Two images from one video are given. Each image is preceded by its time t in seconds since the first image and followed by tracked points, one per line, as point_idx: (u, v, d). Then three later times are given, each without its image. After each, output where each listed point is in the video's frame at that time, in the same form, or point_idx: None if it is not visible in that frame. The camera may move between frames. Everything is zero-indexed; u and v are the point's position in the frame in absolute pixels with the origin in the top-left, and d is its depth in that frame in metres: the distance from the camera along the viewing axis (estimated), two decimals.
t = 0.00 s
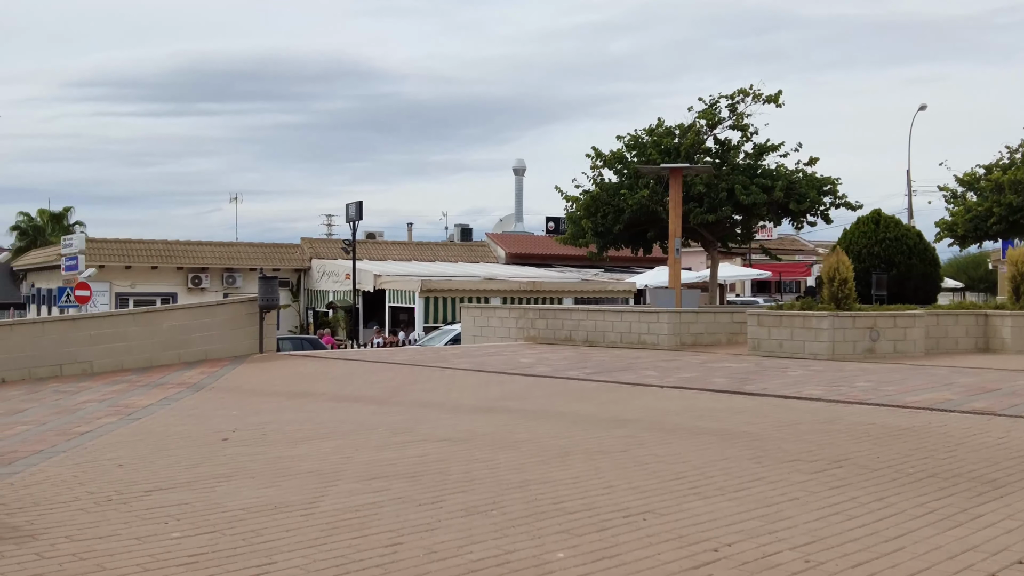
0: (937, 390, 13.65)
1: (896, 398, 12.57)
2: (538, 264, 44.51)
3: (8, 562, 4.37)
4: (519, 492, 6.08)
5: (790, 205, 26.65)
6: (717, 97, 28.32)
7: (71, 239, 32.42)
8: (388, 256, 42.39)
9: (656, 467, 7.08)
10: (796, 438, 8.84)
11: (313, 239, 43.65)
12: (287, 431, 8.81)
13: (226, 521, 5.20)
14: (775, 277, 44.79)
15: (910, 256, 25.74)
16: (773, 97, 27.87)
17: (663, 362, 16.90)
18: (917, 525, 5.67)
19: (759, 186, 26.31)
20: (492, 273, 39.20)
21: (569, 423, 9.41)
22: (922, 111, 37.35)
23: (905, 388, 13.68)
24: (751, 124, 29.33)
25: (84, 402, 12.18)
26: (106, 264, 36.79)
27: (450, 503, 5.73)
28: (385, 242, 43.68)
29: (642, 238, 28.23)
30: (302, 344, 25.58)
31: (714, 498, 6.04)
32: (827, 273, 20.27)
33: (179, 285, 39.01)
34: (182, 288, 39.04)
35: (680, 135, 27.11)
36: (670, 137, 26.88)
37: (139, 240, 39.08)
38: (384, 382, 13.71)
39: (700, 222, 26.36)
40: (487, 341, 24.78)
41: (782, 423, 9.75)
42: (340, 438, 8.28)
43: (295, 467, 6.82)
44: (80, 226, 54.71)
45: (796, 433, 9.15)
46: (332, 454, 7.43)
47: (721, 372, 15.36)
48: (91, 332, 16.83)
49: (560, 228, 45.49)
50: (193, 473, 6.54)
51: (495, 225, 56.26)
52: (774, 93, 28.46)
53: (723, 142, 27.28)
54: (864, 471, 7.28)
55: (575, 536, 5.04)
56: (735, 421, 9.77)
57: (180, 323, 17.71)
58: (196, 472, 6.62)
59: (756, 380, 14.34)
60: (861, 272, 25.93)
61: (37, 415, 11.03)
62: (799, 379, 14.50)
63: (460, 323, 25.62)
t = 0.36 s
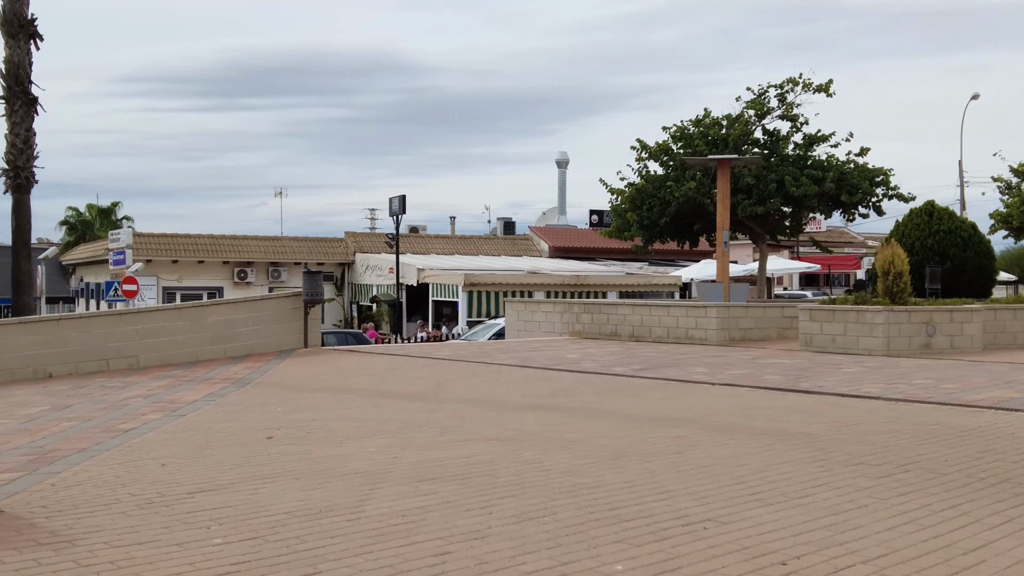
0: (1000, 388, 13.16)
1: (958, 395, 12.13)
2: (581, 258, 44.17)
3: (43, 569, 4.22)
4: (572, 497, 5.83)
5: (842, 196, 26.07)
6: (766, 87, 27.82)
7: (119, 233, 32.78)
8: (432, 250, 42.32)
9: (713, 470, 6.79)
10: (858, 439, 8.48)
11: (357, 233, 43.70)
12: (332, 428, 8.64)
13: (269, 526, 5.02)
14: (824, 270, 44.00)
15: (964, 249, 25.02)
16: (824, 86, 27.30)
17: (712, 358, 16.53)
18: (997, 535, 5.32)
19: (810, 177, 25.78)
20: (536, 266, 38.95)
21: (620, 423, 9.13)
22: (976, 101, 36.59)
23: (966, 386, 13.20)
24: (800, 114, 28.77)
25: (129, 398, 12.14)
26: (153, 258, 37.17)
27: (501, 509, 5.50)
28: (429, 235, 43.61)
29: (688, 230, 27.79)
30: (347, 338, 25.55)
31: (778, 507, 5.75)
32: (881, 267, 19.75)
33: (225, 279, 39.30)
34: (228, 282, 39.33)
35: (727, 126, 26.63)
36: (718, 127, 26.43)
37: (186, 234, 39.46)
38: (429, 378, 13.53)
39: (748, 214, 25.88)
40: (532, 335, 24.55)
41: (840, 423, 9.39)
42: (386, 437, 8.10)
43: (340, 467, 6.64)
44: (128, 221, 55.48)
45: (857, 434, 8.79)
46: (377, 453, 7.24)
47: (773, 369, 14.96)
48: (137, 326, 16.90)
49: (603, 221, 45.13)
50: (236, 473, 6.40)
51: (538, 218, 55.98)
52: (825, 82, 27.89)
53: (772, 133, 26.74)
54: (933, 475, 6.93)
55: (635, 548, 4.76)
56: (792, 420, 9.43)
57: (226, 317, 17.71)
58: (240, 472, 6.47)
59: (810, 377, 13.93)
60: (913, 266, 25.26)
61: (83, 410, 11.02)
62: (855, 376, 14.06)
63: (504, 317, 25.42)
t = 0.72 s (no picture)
0: None
1: (1014, 399, 11.62)
2: (617, 256, 43.73)
3: None
4: (616, 510, 5.50)
5: (885, 192, 25.47)
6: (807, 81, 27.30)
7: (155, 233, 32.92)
8: (466, 248, 42.12)
9: (765, 480, 6.43)
10: (915, 445, 8.06)
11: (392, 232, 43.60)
12: (364, 432, 8.39)
13: (296, 539, 4.75)
14: (864, 268, 43.21)
15: (1012, 246, 24.32)
16: (868, 80, 26.72)
17: (754, 358, 16.09)
18: None
19: (853, 173, 25.23)
20: (571, 265, 38.61)
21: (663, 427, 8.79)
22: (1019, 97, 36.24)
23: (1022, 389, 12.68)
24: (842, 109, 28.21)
25: (161, 399, 12.00)
26: (189, 258, 37.32)
27: (541, 522, 5.18)
28: (464, 234, 43.43)
29: (727, 228, 27.30)
30: (381, 338, 25.38)
31: (837, 522, 5.38)
32: (928, 264, 19.18)
33: (260, 278, 39.39)
34: (263, 281, 39.40)
35: (768, 121, 26.14)
36: (758, 123, 25.94)
37: (222, 233, 39.59)
38: (464, 379, 13.24)
39: (789, 211, 25.36)
40: (567, 335, 24.21)
41: (894, 428, 8.97)
42: (420, 441, 7.82)
43: (372, 474, 6.37)
44: (166, 220, 56.01)
45: (913, 440, 8.37)
46: (411, 459, 6.97)
47: (818, 370, 14.51)
48: (171, 326, 16.80)
49: (640, 219, 44.71)
50: (264, 480, 6.15)
51: (573, 216, 55.60)
52: (869, 75, 27.30)
53: (814, 128, 26.21)
54: (1000, 486, 6.52)
55: (686, 568, 4.42)
56: (842, 425, 9.01)
57: (260, 317, 17.56)
58: (268, 479, 6.22)
59: (857, 379, 13.46)
60: (959, 263, 24.59)
61: (114, 412, 10.88)
62: (904, 378, 13.57)
63: (539, 316, 25.10)
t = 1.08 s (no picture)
0: None
1: None
2: (629, 255, 43.40)
3: None
4: (633, 525, 5.20)
5: (902, 190, 25.10)
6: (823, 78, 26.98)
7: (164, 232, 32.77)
8: (477, 248, 41.86)
9: (788, 492, 6.12)
10: (942, 453, 7.73)
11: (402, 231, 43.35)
12: (370, 437, 8.11)
13: (292, 558, 4.47)
14: (879, 267, 42.75)
15: None
16: (885, 77, 26.39)
17: (770, 361, 15.76)
18: None
19: (870, 170, 24.88)
20: (583, 264, 38.31)
21: (679, 433, 8.48)
22: None
23: None
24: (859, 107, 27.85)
25: (165, 402, 11.76)
26: (199, 258, 37.19)
27: (553, 539, 4.89)
28: (474, 233, 43.17)
29: (741, 227, 26.96)
30: (391, 339, 25.13)
31: (867, 540, 5.07)
32: (947, 264, 18.81)
33: (270, 278, 39.20)
34: (273, 281, 39.24)
35: (783, 118, 25.81)
36: (773, 120, 25.62)
37: (232, 233, 39.43)
38: (474, 381, 12.96)
39: (805, 209, 25.01)
40: (579, 335, 23.91)
41: (919, 434, 8.64)
42: (428, 448, 7.54)
43: (376, 484, 6.10)
44: (177, 220, 55.99)
45: (940, 447, 8.04)
46: (418, 468, 6.69)
47: (836, 372, 14.17)
48: (178, 327, 16.57)
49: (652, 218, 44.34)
50: (264, 492, 5.89)
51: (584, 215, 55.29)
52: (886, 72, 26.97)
53: (830, 125, 25.85)
54: None
55: None
56: (866, 431, 8.70)
57: (268, 317, 17.30)
58: (269, 490, 5.96)
59: (876, 381, 13.11)
60: (977, 262, 24.18)
61: (115, 417, 10.64)
62: (925, 380, 13.22)
63: (551, 316, 24.79)
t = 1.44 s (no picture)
0: None
1: None
2: (631, 254, 43.05)
3: None
4: (632, 537, 4.87)
5: (908, 188, 24.75)
6: (827, 74, 26.65)
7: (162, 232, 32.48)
8: (478, 247, 41.53)
9: (797, 501, 5.77)
10: (957, 458, 7.38)
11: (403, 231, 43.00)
12: (359, 441, 7.79)
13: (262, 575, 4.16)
14: (883, 265, 42.39)
15: None
16: (890, 73, 26.05)
17: (774, 361, 15.41)
18: None
19: (875, 168, 24.54)
20: (584, 264, 37.96)
21: (682, 437, 8.15)
22: None
23: None
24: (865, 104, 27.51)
25: (154, 404, 11.45)
26: (198, 257, 36.90)
27: (545, 553, 4.56)
28: (476, 233, 42.82)
29: (744, 225, 26.61)
30: (390, 339, 24.82)
31: (882, 553, 4.74)
32: (955, 262, 18.45)
33: (270, 278, 38.91)
34: (273, 281, 38.94)
35: (787, 115, 25.46)
36: (777, 117, 25.28)
37: (231, 232, 39.13)
38: (471, 383, 12.62)
39: (809, 207, 24.67)
40: (581, 335, 23.59)
41: (932, 437, 8.29)
42: (418, 454, 7.21)
43: (360, 493, 5.77)
44: (178, 220, 55.78)
45: (955, 451, 7.69)
46: (405, 474, 6.37)
47: (843, 373, 13.82)
48: (171, 327, 16.23)
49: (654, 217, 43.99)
50: (241, 502, 5.57)
51: (586, 214, 54.96)
52: (891, 68, 26.64)
53: (834, 122, 25.50)
54: None
55: None
56: (877, 435, 8.35)
57: (263, 317, 16.95)
58: (247, 499, 5.65)
59: (884, 382, 12.76)
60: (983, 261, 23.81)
61: (101, 420, 10.32)
62: (935, 381, 12.86)
63: (552, 316, 24.46)
